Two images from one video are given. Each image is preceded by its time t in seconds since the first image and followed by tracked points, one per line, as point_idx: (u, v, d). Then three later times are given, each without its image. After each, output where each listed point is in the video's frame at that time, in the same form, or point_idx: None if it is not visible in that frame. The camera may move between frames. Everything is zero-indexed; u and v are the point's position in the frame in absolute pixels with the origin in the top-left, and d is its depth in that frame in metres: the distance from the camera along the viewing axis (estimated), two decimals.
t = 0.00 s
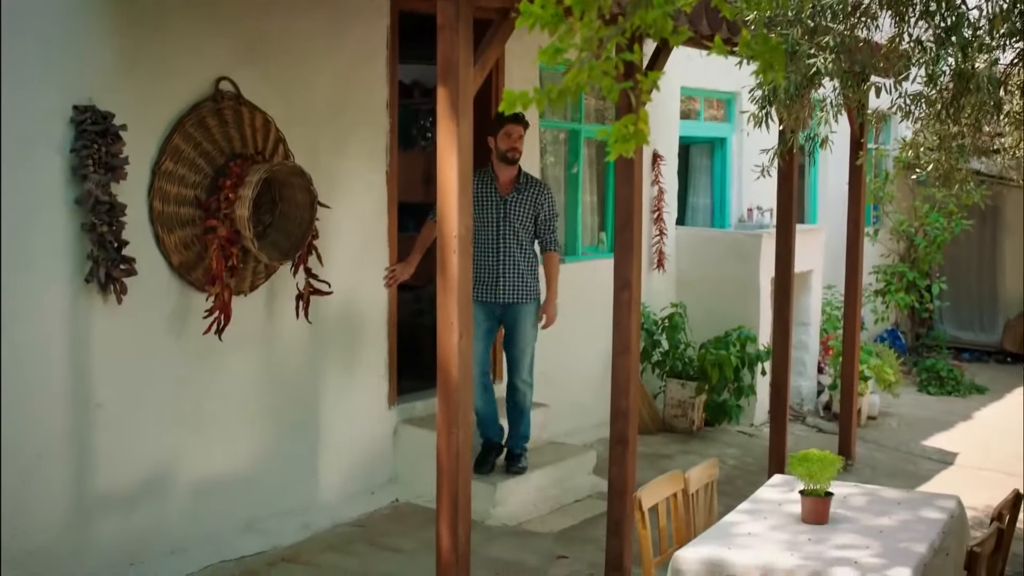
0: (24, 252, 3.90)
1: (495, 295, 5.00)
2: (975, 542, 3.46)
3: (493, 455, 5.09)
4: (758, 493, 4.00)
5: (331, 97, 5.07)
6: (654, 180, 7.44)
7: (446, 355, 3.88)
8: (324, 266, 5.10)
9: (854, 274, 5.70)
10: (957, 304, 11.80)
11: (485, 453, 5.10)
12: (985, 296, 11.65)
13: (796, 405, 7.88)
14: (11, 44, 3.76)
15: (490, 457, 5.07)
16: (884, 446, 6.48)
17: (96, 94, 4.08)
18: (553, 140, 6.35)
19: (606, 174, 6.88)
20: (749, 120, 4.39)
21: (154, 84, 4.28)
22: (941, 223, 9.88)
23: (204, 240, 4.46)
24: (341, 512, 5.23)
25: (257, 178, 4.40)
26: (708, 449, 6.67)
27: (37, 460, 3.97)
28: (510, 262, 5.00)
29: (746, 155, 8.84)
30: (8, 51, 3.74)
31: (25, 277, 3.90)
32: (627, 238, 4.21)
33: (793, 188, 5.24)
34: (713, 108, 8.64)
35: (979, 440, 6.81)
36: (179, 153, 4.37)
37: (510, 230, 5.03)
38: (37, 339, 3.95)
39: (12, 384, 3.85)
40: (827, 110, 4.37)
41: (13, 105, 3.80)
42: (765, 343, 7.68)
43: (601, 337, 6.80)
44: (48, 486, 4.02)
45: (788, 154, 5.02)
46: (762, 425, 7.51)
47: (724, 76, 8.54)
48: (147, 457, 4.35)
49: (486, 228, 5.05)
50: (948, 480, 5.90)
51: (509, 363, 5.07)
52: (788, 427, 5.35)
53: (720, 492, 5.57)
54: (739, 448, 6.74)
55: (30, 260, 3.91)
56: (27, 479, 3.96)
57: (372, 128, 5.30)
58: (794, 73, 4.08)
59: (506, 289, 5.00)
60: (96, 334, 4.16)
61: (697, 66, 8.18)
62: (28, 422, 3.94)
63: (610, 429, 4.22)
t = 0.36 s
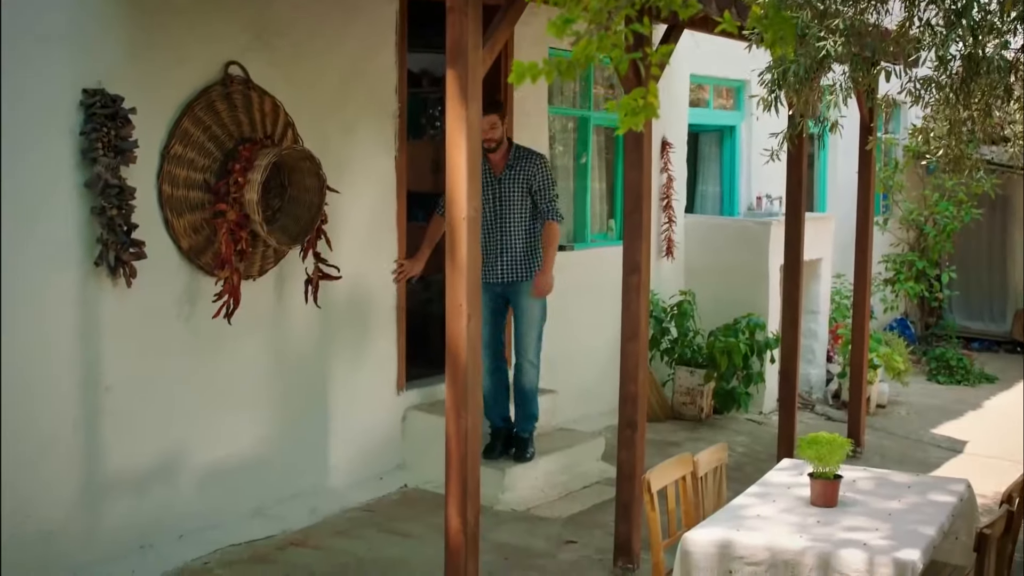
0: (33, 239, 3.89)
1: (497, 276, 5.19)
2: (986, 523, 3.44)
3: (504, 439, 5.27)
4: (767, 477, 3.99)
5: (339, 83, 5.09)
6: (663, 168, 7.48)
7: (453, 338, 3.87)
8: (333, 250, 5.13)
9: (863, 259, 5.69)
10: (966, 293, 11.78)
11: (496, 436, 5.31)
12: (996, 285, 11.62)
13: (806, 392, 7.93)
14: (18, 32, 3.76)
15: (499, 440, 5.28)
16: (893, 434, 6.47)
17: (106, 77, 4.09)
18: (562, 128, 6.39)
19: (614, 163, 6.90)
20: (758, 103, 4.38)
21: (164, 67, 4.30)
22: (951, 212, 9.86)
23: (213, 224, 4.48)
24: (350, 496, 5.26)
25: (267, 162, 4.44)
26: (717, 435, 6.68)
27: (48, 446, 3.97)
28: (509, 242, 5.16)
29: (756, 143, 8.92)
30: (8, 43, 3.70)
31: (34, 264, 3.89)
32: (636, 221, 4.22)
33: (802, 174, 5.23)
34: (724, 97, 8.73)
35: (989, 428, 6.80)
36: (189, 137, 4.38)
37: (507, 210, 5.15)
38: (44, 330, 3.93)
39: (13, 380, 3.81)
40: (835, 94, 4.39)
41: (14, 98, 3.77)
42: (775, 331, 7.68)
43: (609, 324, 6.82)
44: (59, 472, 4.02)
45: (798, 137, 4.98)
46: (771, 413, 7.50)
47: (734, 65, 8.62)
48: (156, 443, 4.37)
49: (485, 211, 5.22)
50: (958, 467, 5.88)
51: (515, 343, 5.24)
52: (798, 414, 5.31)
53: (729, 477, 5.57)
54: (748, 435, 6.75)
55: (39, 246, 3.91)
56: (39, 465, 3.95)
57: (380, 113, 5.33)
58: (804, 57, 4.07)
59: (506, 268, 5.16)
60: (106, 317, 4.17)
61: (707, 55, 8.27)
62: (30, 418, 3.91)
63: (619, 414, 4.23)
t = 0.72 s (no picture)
0: (43, 231, 3.89)
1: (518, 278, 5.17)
2: (999, 513, 3.42)
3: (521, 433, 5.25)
4: (779, 466, 3.98)
5: (352, 73, 5.11)
6: (675, 161, 7.47)
7: (465, 326, 3.86)
8: (345, 241, 5.16)
9: (876, 251, 5.67)
10: (979, 288, 11.74)
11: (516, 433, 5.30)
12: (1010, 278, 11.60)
13: (817, 386, 7.90)
14: (23, 29, 3.75)
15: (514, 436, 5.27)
16: (906, 428, 6.45)
17: (119, 67, 4.10)
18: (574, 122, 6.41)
19: (626, 157, 6.92)
20: (770, 93, 4.44)
21: (176, 56, 4.31)
22: (964, 206, 9.83)
23: (226, 214, 4.51)
24: (361, 488, 5.28)
25: (279, 152, 4.46)
26: (728, 428, 6.68)
27: (61, 438, 3.98)
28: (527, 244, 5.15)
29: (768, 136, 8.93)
30: (9, 46, 3.69)
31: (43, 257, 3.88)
32: (648, 211, 4.22)
33: (814, 167, 5.23)
34: (736, 91, 8.72)
35: (1001, 422, 6.77)
36: (201, 127, 4.40)
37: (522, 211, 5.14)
38: (50, 325, 3.91)
39: (12, 380, 3.78)
40: (847, 84, 4.44)
41: (15, 97, 3.74)
42: (786, 324, 7.68)
43: (620, 318, 6.83)
44: (72, 462, 4.02)
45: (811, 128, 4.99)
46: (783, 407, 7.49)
47: (747, 58, 8.62)
48: (167, 434, 4.38)
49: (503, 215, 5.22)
50: (970, 460, 5.87)
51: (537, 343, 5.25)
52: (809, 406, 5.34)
53: (740, 468, 5.57)
54: (760, 428, 6.75)
55: (47, 240, 3.90)
56: (44, 461, 3.94)
57: (391, 105, 5.35)
58: (816, 46, 4.14)
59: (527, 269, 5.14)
60: (119, 307, 4.18)
61: (719, 47, 8.26)
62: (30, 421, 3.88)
63: (630, 405, 4.26)
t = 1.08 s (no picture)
0: (56, 227, 3.91)
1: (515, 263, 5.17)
2: (1013, 508, 3.40)
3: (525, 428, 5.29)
4: (791, 461, 3.98)
5: (365, 69, 5.14)
6: (687, 158, 7.45)
7: (478, 320, 3.86)
8: (358, 236, 5.18)
9: (889, 245, 5.67)
10: (992, 286, 11.67)
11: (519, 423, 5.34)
12: None
13: (830, 383, 7.91)
14: (37, 26, 3.78)
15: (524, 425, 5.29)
16: (919, 425, 6.44)
17: (132, 62, 4.12)
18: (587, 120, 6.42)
19: (638, 154, 6.93)
20: (783, 88, 4.57)
21: (190, 50, 4.33)
22: (978, 203, 9.79)
23: (239, 209, 4.53)
24: (374, 482, 5.30)
25: (293, 147, 4.48)
26: (740, 424, 6.69)
27: (75, 432, 4.02)
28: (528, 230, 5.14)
29: (781, 133, 8.92)
30: (8, 48, 3.69)
31: (53, 254, 3.90)
32: (661, 206, 4.31)
33: (827, 163, 5.23)
34: (748, 88, 8.72)
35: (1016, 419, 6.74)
36: (215, 122, 4.42)
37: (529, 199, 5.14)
38: (56, 320, 3.93)
39: (22, 374, 3.82)
40: (859, 80, 4.55)
41: (19, 96, 3.75)
42: (799, 320, 7.67)
43: (632, 314, 6.84)
44: (85, 453, 4.06)
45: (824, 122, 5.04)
46: (795, 403, 7.50)
47: (759, 55, 8.61)
48: (178, 427, 4.40)
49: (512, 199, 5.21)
50: (984, 457, 5.86)
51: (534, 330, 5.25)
52: (822, 404, 5.34)
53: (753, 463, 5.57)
54: (773, 424, 6.75)
55: (59, 236, 3.92)
56: (47, 457, 3.94)
57: (405, 101, 5.37)
58: (829, 40, 4.25)
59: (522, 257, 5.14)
60: (133, 301, 4.21)
61: (731, 43, 8.24)
62: (26, 421, 3.87)
63: (644, 398, 4.32)
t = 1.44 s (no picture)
0: (72, 225, 3.91)
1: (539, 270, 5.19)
2: None
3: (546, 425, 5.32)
4: (807, 460, 3.97)
5: (381, 68, 5.15)
6: (703, 157, 7.45)
7: (494, 318, 3.86)
8: (374, 235, 5.19)
9: (906, 244, 5.65)
10: (1008, 286, 11.63)
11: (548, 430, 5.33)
12: None
13: (846, 383, 7.89)
14: (55, 24, 3.80)
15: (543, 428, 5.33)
16: (935, 425, 6.42)
17: (150, 60, 4.14)
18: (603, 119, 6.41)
19: (654, 153, 6.92)
20: (800, 86, 4.59)
21: (207, 48, 4.35)
22: (995, 203, 9.76)
23: (255, 207, 4.55)
24: (389, 480, 5.31)
25: (308, 146, 4.50)
26: (756, 424, 6.68)
27: (89, 430, 4.03)
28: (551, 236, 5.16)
29: (797, 132, 8.90)
30: (20, 46, 3.69)
31: (65, 253, 3.89)
32: (677, 204, 4.32)
33: (843, 163, 5.22)
34: (764, 87, 8.70)
35: None
36: (231, 121, 4.44)
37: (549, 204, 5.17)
38: (66, 319, 3.91)
39: (41, 370, 3.85)
40: (876, 78, 4.56)
41: (39, 94, 3.77)
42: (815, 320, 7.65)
43: (647, 314, 6.84)
44: (100, 449, 4.08)
45: (841, 121, 5.05)
46: (811, 403, 7.49)
47: (775, 54, 8.59)
48: (193, 425, 4.43)
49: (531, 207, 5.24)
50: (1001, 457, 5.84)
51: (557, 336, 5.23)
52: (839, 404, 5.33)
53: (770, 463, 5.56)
54: (789, 424, 6.74)
55: (75, 234, 3.93)
56: (68, 452, 3.97)
57: (420, 99, 5.38)
58: (846, 39, 4.29)
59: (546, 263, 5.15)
60: (150, 298, 4.23)
61: (747, 43, 8.23)
62: (35, 420, 3.85)
63: (659, 397, 4.36)
